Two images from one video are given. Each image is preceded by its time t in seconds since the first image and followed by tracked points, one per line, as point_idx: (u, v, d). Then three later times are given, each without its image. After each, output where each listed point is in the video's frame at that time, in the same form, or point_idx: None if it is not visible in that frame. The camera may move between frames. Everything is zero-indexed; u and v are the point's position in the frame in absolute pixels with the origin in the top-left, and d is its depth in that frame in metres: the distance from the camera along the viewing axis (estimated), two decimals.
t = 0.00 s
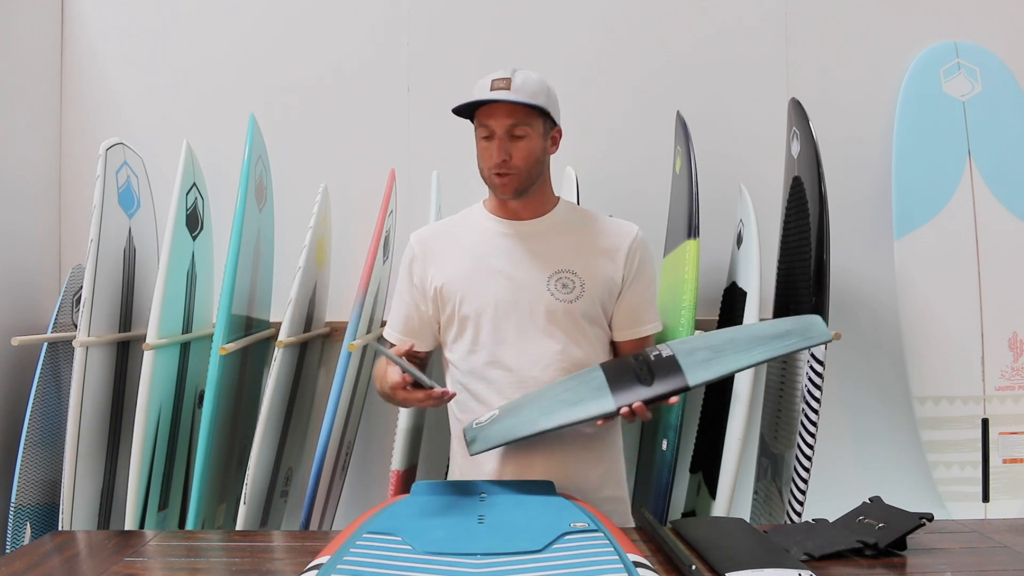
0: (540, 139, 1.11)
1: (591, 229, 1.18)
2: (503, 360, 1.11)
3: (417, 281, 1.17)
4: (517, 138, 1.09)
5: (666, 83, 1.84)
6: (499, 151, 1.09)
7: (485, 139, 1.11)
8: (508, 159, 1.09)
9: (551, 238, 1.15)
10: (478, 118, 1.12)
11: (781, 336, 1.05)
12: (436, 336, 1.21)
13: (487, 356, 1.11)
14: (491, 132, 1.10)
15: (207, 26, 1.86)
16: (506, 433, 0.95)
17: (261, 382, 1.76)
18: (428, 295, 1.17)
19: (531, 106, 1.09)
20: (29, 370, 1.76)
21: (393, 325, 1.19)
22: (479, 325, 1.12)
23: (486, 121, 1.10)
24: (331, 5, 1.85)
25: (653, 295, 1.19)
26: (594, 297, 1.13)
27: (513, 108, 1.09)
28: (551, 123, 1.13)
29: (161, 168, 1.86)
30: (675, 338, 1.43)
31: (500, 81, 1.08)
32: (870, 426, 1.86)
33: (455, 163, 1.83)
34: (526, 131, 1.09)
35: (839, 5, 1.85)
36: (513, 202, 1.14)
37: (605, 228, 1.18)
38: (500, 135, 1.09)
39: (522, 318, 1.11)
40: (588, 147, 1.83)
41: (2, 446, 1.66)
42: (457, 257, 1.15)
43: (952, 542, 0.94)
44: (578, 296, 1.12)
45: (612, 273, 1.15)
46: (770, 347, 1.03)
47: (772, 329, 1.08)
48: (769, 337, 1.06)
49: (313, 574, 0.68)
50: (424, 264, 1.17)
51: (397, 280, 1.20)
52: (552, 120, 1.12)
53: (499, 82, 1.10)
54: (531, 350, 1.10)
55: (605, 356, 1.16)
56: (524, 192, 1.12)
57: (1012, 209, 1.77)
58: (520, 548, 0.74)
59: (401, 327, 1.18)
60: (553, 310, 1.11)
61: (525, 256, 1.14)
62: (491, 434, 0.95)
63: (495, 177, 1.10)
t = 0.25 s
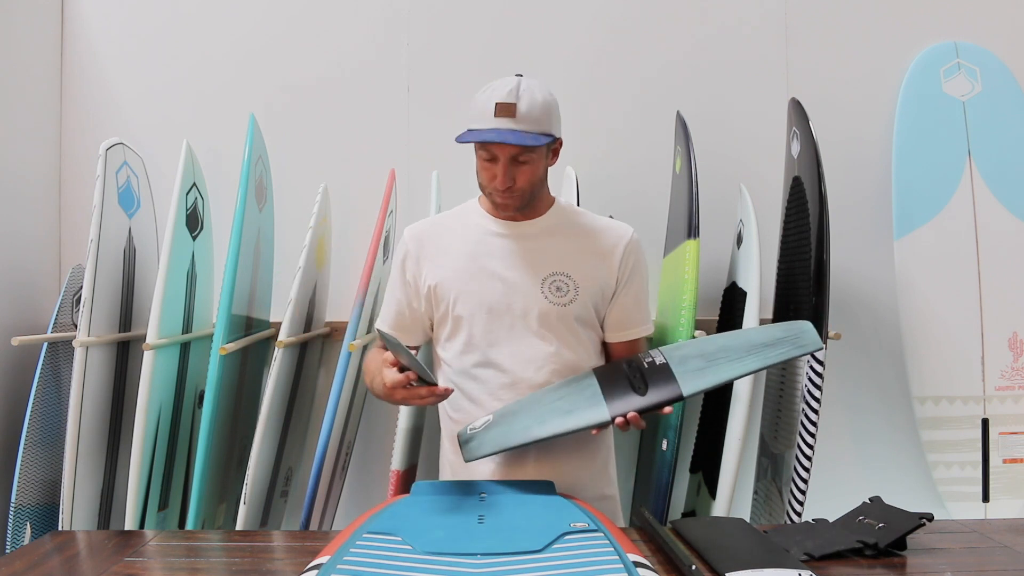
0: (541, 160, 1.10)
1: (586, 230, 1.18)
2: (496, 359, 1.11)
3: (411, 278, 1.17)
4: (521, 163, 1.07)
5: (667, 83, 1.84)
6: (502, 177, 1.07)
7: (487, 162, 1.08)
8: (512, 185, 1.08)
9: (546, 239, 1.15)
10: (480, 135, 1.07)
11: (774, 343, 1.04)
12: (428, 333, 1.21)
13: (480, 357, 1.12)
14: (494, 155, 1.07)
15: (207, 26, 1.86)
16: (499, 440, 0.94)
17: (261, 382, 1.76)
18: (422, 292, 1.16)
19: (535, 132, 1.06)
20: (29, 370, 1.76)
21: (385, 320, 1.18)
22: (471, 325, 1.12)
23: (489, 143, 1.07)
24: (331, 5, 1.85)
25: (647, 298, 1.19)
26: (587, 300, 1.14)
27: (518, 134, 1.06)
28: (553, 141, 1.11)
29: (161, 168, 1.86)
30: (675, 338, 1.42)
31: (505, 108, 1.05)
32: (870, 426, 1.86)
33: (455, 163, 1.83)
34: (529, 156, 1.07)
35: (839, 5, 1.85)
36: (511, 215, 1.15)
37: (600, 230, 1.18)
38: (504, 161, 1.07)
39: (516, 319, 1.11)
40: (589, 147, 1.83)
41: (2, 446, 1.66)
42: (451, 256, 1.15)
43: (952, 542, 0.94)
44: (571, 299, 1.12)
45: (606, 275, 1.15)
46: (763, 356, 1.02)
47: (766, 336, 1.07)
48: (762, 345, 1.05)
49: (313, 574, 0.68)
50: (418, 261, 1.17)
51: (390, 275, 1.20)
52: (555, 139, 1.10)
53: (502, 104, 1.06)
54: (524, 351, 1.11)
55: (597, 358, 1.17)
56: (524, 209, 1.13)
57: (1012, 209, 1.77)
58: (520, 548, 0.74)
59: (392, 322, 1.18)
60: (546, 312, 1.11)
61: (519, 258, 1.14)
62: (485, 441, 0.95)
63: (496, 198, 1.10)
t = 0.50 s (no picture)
0: (541, 161, 1.10)
1: (584, 230, 1.17)
2: (493, 360, 1.11)
3: (408, 275, 1.17)
4: (520, 162, 1.08)
5: (667, 83, 1.84)
6: (501, 175, 1.07)
7: (487, 159, 1.09)
8: (510, 183, 1.08)
9: (544, 241, 1.15)
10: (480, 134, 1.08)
11: (775, 354, 1.05)
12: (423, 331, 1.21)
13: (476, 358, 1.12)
14: (494, 153, 1.07)
15: (207, 26, 1.86)
16: (501, 441, 0.94)
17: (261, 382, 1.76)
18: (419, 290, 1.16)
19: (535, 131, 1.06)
20: (29, 371, 1.76)
21: (381, 316, 1.18)
22: (468, 325, 1.12)
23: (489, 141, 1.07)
24: (331, 5, 1.85)
25: (643, 300, 1.19)
26: (584, 301, 1.13)
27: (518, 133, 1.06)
28: (552, 143, 1.11)
29: (161, 168, 1.86)
30: (675, 339, 1.42)
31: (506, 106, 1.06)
32: (870, 426, 1.86)
33: (455, 163, 1.83)
34: (529, 155, 1.08)
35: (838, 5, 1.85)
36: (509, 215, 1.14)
37: (598, 231, 1.18)
38: (503, 158, 1.07)
39: (512, 320, 1.11)
40: (589, 147, 1.83)
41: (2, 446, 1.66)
42: (449, 255, 1.14)
43: (952, 542, 0.94)
44: (568, 300, 1.12)
45: (603, 276, 1.15)
46: (764, 366, 1.02)
47: (767, 346, 1.07)
48: (763, 354, 1.06)
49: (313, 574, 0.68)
50: (416, 259, 1.16)
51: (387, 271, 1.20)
52: (554, 141, 1.11)
53: (504, 102, 1.07)
54: (521, 352, 1.11)
55: (593, 359, 1.17)
56: (522, 210, 1.13)
57: (1013, 209, 1.77)
58: (520, 548, 0.74)
59: (388, 319, 1.18)
60: (544, 314, 1.11)
61: (517, 260, 1.13)
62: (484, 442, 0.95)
63: (495, 197, 1.10)
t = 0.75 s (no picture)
0: (546, 157, 1.11)
1: (586, 231, 1.18)
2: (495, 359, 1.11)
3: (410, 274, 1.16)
4: (524, 156, 1.09)
5: (667, 83, 1.84)
6: (505, 166, 1.08)
7: (492, 151, 1.10)
8: (513, 176, 1.09)
9: (547, 240, 1.15)
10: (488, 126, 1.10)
11: (779, 353, 1.06)
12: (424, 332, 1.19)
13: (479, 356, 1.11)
14: (499, 145, 1.09)
15: (207, 26, 1.86)
16: (505, 434, 0.93)
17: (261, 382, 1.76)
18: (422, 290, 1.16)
19: (541, 126, 1.08)
20: (29, 371, 1.76)
21: (383, 315, 1.17)
22: (471, 323, 1.12)
23: (496, 134, 1.09)
24: (331, 5, 1.85)
25: (644, 300, 1.19)
26: (586, 300, 1.14)
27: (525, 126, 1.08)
28: (558, 142, 1.13)
29: (161, 168, 1.86)
30: (675, 339, 1.42)
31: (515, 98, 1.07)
32: (870, 426, 1.86)
33: (455, 163, 1.83)
34: (534, 150, 1.09)
35: (838, 5, 1.85)
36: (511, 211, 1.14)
37: (599, 231, 1.18)
38: (509, 150, 1.08)
39: (515, 319, 1.12)
40: (589, 146, 1.83)
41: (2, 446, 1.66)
42: (451, 254, 1.14)
43: (952, 542, 0.94)
44: (571, 298, 1.12)
45: (605, 276, 1.16)
46: (768, 365, 1.03)
47: (770, 345, 1.08)
48: (767, 353, 1.07)
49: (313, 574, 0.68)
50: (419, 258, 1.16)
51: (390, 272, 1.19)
52: (560, 139, 1.12)
53: (514, 94, 1.07)
54: (523, 350, 1.11)
55: (594, 359, 1.16)
56: (524, 206, 1.13)
57: (1012, 209, 1.77)
58: (520, 548, 0.74)
59: (391, 319, 1.17)
60: (546, 311, 1.11)
61: (520, 257, 1.13)
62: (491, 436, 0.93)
63: (498, 189, 1.10)
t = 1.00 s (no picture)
0: (549, 149, 1.11)
1: (592, 232, 1.18)
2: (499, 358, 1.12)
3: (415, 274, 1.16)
4: (528, 146, 1.09)
5: (666, 83, 1.84)
6: (508, 156, 1.09)
7: (496, 142, 1.10)
8: (516, 166, 1.09)
9: (552, 240, 1.15)
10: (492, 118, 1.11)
11: (785, 353, 1.06)
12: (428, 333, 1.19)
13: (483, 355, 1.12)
14: (503, 136, 1.09)
15: (207, 26, 1.86)
16: (515, 436, 0.93)
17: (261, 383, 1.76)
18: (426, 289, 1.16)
19: (546, 117, 1.08)
20: (29, 370, 1.76)
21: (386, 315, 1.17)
22: (476, 322, 1.12)
23: (499, 125, 1.10)
24: (331, 5, 1.85)
25: (650, 301, 1.19)
26: (591, 300, 1.14)
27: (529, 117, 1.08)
28: (563, 135, 1.13)
29: (161, 168, 1.86)
30: (675, 339, 1.42)
31: (519, 88, 1.07)
32: (871, 426, 1.86)
33: (455, 163, 1.83)
34: (537, 140, 1.09)
35: (838, 5, 1.85)
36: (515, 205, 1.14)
37: (605, 232, 1.19)
38: (512, 140, 1.08)
39: (520, 319, 1.12)
40: (588, 146, 1.83)
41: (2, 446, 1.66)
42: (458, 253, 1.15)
43: (952, 542, 0.94)
44: (575, 298, 1.13)
45: (610, 276, 1.16)
46: (775, 365, 1.04)
47: (776, 345, 1.08)
48: (773, 353, 1.07)
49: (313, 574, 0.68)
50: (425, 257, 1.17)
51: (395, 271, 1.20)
52: (565, 132, 1.12)
53: (519, 85, 1.08)
54: (526, 351, 1.11)
55: (598, 360, 1.16)
56: (528, 199, 1.12)
57: (1012, 209, 1.77)
58: (520, 548, 0.74)
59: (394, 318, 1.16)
60: (551, 310, 1.11)
61: (525, 257, 1.14)
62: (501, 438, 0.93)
63: (501, 181, 1.10)
